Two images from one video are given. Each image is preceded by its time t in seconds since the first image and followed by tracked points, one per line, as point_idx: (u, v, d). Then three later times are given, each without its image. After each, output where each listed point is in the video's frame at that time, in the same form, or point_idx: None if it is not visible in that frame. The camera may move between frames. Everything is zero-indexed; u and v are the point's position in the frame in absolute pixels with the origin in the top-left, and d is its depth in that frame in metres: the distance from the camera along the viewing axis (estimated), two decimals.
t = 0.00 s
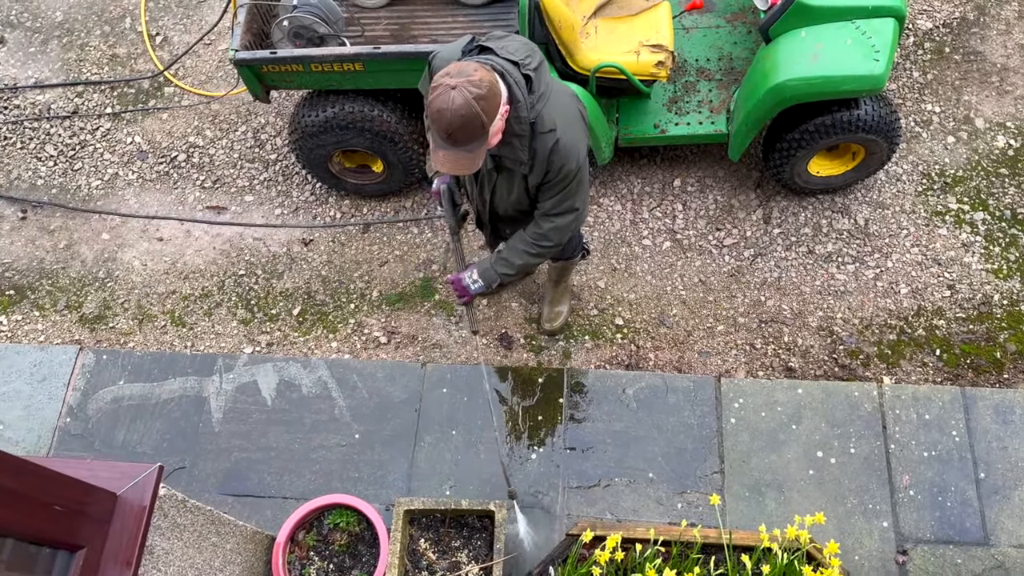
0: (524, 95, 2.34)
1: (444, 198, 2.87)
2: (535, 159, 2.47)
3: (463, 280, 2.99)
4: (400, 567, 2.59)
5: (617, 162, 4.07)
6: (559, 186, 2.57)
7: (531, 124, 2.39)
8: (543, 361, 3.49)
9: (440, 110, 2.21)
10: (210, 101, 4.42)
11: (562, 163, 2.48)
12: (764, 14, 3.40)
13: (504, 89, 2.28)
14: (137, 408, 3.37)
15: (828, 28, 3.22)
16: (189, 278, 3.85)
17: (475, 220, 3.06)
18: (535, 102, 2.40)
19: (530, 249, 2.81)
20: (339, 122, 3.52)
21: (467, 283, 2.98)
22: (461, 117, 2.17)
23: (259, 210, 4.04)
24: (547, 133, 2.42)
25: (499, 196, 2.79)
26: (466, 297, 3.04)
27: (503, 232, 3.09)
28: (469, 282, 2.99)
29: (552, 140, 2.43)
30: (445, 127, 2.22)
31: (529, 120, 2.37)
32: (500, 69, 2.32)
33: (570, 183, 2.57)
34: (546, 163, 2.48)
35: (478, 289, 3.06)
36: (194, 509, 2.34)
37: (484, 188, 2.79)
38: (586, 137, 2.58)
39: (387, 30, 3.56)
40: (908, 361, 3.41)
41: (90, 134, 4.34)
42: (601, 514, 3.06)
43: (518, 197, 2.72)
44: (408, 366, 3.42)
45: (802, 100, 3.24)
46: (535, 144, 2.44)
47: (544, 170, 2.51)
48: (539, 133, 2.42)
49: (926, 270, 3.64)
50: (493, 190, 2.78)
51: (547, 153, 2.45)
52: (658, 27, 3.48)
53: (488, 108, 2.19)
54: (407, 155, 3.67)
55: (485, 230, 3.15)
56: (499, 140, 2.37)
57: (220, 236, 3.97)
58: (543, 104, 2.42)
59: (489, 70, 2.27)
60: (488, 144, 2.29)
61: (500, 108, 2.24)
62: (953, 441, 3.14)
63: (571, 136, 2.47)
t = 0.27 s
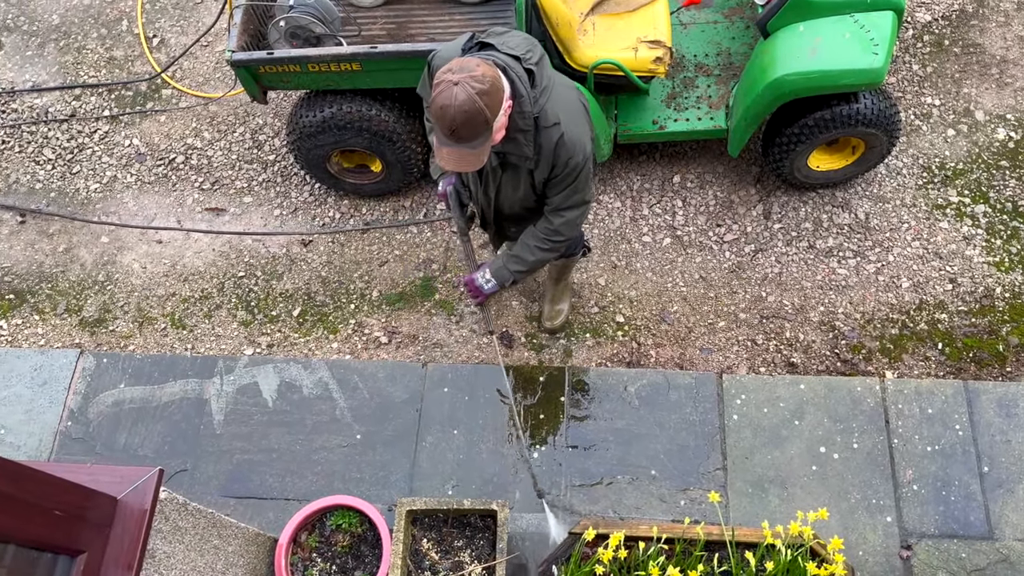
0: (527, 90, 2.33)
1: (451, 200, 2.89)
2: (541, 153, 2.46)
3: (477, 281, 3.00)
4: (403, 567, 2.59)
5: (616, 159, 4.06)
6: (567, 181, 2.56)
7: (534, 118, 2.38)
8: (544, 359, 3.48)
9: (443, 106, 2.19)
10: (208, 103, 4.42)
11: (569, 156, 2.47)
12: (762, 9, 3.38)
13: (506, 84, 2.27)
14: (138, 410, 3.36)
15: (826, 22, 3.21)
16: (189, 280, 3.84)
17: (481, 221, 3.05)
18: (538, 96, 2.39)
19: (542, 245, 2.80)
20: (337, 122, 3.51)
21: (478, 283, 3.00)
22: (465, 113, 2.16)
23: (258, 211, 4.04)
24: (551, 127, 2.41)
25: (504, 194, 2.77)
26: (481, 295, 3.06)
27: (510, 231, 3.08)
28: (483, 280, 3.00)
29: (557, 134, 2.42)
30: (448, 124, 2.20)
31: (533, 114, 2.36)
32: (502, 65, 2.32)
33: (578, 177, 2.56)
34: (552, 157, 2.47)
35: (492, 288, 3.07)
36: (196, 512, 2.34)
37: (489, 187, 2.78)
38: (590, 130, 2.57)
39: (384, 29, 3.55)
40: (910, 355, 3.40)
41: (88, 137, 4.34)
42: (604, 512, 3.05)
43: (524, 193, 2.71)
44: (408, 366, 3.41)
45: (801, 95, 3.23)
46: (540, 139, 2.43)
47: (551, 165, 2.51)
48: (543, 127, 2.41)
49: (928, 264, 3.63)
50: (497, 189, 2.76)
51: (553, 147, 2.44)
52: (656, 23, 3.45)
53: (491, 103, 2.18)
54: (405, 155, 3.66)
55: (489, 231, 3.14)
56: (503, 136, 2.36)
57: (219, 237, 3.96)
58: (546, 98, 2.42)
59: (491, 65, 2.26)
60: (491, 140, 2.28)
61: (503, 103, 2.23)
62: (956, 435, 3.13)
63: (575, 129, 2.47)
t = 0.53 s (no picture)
0: (530, 87, 2.33)
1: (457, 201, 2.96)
2: (545, 151, 2.45)
3: (486, 281, 2.97)
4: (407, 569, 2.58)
5: (617, 159, 4.06)
6: (572, 178, 2.55)
7: (537, 116, 2.37)
8: (547, 360, 3.48)
9: (446, 104, 2.19)
10: (209, 106, 4.42)
11: (572, 154, 2.46)
12: (762, 8, 3.38)
13: (509, 81, 2.27)
14: (140, 414, 3.36)
15: (826, 21, 3.20)
16: (190, 284, 3.85)
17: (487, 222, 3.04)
18: (540, 94, 2.38)
19: (550, 242, 2.79)
20: (338, 124, 3.51)
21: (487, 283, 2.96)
22: (468, 109, 2.16)
23: (259, 214, 4.04)
24: (554, 124, 2.40)
25: (509, 193, 2.76)
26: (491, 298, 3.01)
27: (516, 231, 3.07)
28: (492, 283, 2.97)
29: (560, 131, 2.41)
30: (451, 121, 2.20)
31: (536, 112, 2.35)
32: (504, 63, 2.33)
33: (584, 173, 2.54)
34: (556, 154, 2.46)
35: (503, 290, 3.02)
36: (199, 516, 2.33)
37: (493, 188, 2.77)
38: (593, 127, 2.56)
39: (384, 31, 3.55)
40: (913, 354, 3.39)
41: (89, 141, 4.34)
42: (608, 513, 3.05)
43: (529, 191, 2.70)
44: (411, 368, 3.41)
45: (802, 94, 3.23)
46: (543, 136, 2.42)
47: (555, 162, 2.49)
48: (546, 125, 2.40)
49: (930, 262, 3.62)
50: (502, 188, 2.75)
51: (556, 144, 2.42)
52: (656, 23, 3.45)
53: (494, 100, 2.18)
54: (406, 157, 3.66)
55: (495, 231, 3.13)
56: (505, 134, 2.36)
57: (221, 241, 3.96)
58: (549, 96, 2.41)
59: (494, 63, 2.27)
60: (494, 137, 2.28)
61: (506, 101, 2.24)
62: (960, 434, 3.12)
63: (578, 126, 2.45)
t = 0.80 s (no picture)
0: (531, 88, 2.33)
1: (455, 196, 2.95)
2: (543, 152, 2.46)
3: (474, 278, 2.97)
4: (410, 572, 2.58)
5: (620, 161, 4.06)
6: (568, 181, 2.56)
7: (537, 118, 2.37)
8: (550, 362, 3.48)
9: (446, 102, 2.20)
10: (212, 109, 4.43)
11: (570, 157, 2.47)
12: (765, 10, 3.38)
13: (510, 82, 2.27)
14: (144, 416, 3.37)
15: (829, 22, 3.21)
16: (194, 286, 3.85)
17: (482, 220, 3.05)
18: (541, 95, 2.38)
19: (539, 245, 2.80)
20: (341, 127, 3.51)
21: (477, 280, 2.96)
22: (467, 108, 2.16)
23: (262, 216, 4.04)
24: (554, 126, 2.41)
25: (506, 193, 2.77)
26: (478, 294, 3.02)
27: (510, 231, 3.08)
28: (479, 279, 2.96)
29: (559, 133, 2.42)
30: (450, 119, 2.21)
31: (536, 113, 2.36)
32: (506, 62, 2.33)
33: (578, 178, 2.56)
34: (554, 156, 2.47)
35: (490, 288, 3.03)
36: (202, 518, 2.34)
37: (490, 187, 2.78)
38: (592, 132, 2.58)
39: (387, 33, 3.56)
40: (917, 356, 3.38)
41: (92, 144, 4.35)
42: (611, 515, 3.04)
43: (525, 192, 2.71)
44: (414, 370, 3.41)
45: (805, 96, 3.23)
46: (543, 138, 2.43)
47: (551, 164, 2.50)
48: (546, 127, 2.40)
49: (933, 264, 3.62)
50: (499, 188, 2.76)
51: (555, 146, 2.44)
52: (659, 25, 3.44)
53: (494, 100, 2.18)
54: (409, 159, 3.67)
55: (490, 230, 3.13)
56: (505, 133, 2.36)
57: (224, 243, 3.97)
58: (550, 97, 2.41)
59: (495, 62, 2.27)
60: (493, 137, 2.28)
61: (506, 101, 2.23)
62: (964, 436, 3.11)
63: (577, 129, 2.46)
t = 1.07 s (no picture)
0: (528, 92, 2.33)
1: (450, 193, 2.86)
2: (536, 156, 2.47)
3: (459, 276, 2.95)
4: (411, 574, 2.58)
5: (622, 164, 4.06)
6: (559, 186, 2.57)
7: (533, 122, 2.38)
8: (551, 365, 3.48)
9: (441, 100, 2.20)
10: (214, 111, 4.44)
11: (562, 162, 2.48)
12: (768, 14, 3.38)
13: (507, 84, 2.27)
14: (146, 418, 3.37)
15: (832, 26, 3.21)
16: (196, 288, 3.86)
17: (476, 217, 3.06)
18: (538, 99, 2.38)
19: (523, 248, 2.79)
20: (343, 129, 3.52)
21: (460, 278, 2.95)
22: (461, 109, 2.16)
23: (264, 218, 4.05)
24: (549, 131, 2.41)
25: (501, 193, 2.77)
26: (461, 293, 2.99)
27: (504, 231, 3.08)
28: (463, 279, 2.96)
29: (553, 139, 2.42)
30: (442, 116, 2.22)
31: (532, 116, 2.36)
32: (504, 64, 2.32)
33: (568, 184, 2.56)
34: (547, 161, 2.48)
35: (474, 287, 3.01)
36: (204, 520, 2.34)
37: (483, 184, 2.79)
38: (589, 139, 2.58)
39: (390, 36, 3.57)
40: (919, 360, 3.38)
41: (95, 145, 4.36)
42: (612, 519, 3.04)
43: (518, 195, 2.71)
44: (415, 372, 3.41)
45: (807, 99, 3.23)
46: (537, 142, 2.43)
47: (544, 168, 2.51)
48: (541, 131, 2.41)
49: (935, 268, 3.62)
50: (494, 187, 2.76)
51: (548, 151, 2.44)
52: (662, 29, 3.46)
53: (488, 102, 2.18)
54: (411, 161, 3.67)
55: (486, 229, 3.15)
56: (501, 135, 2.36)
57: (226, 245, 3.97)
58: (548, 102, 2.41)
59: (492, 64, 2.27)
60: (488, 138, 2.28)
61: (502, 103, 2.23)
62: (966, 440, 3.11)
63: (573, 136, 2.47)
